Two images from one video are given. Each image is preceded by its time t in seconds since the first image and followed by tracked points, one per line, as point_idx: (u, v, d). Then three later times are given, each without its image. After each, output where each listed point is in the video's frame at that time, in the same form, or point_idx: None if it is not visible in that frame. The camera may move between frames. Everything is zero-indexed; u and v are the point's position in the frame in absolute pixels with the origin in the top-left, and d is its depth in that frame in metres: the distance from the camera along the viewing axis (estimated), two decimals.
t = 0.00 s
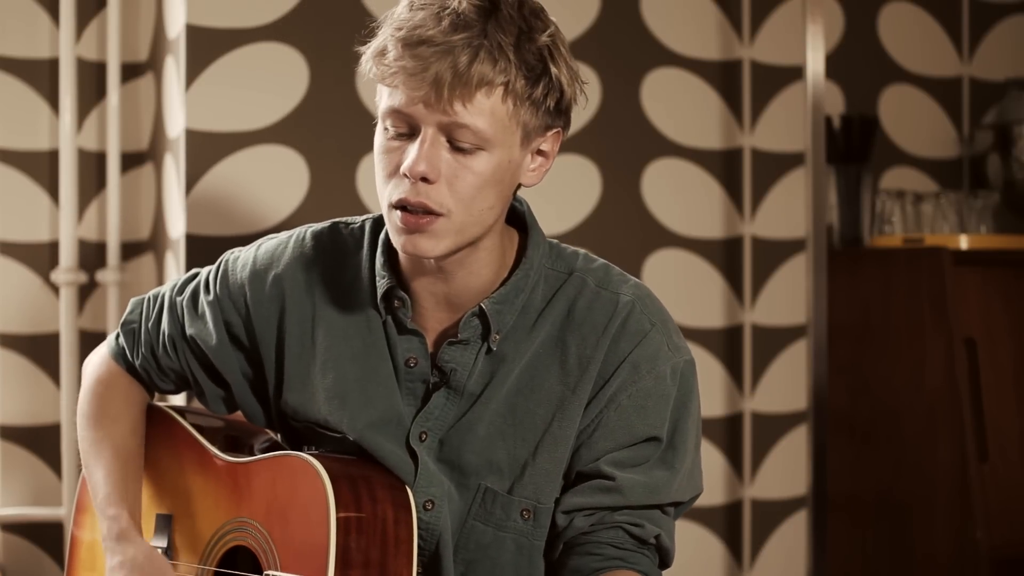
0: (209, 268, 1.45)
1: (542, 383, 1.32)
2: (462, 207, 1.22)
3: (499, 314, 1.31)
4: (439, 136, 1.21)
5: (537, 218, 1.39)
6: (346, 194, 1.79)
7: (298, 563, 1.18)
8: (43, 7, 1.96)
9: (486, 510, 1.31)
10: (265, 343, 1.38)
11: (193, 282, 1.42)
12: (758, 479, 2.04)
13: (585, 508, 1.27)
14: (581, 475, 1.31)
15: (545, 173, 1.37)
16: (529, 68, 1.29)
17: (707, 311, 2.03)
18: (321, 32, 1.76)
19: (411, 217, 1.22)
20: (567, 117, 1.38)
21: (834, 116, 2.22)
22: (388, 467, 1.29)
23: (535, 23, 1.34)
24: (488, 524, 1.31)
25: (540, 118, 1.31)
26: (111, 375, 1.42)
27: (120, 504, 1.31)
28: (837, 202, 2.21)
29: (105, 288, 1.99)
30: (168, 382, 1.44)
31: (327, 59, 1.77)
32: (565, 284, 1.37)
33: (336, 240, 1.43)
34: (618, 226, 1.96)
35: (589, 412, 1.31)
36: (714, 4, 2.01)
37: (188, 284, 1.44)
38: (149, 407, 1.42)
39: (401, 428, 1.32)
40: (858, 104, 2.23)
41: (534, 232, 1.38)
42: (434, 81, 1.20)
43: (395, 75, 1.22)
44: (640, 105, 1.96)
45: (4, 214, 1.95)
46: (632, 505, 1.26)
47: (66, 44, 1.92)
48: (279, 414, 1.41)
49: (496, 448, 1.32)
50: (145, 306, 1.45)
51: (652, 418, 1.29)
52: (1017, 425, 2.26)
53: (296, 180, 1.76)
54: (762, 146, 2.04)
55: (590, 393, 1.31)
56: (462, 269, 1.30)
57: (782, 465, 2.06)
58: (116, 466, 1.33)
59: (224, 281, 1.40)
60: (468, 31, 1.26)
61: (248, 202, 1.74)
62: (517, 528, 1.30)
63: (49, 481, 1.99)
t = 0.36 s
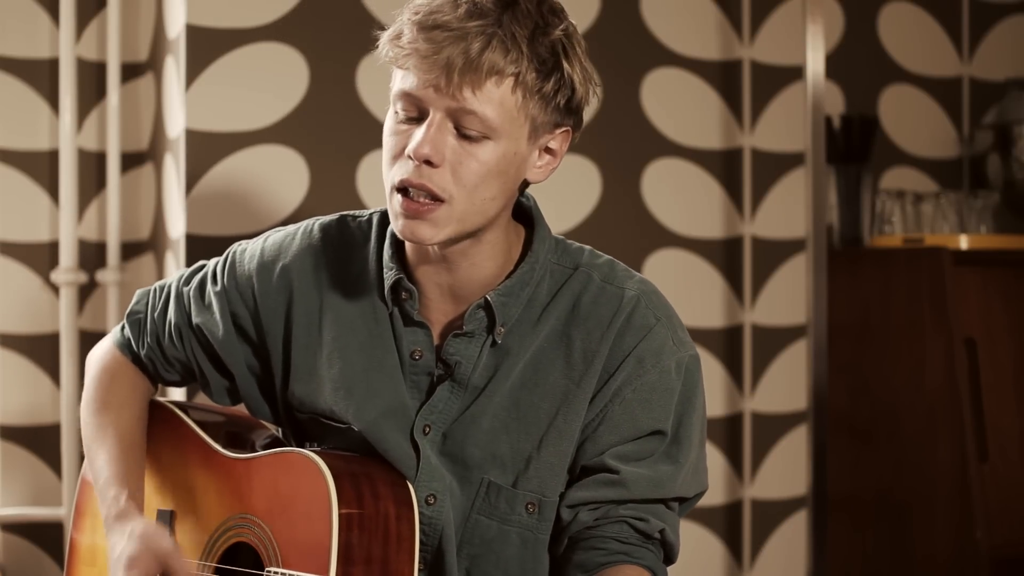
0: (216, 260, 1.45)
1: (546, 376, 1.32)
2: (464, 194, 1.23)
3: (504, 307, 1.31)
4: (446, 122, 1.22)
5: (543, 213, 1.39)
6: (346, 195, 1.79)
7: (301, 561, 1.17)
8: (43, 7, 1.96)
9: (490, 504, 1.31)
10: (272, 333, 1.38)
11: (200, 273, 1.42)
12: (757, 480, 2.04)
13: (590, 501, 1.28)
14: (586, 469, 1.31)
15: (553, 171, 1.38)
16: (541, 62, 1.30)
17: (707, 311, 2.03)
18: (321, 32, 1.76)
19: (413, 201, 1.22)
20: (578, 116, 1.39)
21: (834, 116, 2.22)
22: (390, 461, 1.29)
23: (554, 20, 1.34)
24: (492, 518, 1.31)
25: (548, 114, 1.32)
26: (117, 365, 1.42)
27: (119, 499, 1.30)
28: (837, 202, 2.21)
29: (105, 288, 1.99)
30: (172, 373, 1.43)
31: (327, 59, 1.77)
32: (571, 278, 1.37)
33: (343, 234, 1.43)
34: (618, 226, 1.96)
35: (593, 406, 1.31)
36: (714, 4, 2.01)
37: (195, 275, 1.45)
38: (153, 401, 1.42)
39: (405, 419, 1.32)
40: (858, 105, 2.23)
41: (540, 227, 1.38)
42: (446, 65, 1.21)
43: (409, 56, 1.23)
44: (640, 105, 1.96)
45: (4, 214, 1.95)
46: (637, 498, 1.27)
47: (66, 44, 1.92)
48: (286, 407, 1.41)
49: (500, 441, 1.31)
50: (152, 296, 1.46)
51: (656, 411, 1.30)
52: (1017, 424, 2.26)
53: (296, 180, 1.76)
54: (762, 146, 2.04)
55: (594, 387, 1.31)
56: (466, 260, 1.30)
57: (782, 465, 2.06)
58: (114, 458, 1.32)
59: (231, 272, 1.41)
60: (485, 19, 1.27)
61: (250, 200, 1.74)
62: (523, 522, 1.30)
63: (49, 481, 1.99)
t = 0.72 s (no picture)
0: (219, 265, 1.45)
1: (548, 379, 1.33)
2: (474, 206, 1.23)
3: (506, 311, 1.32)
4: (458, 134, 1.22)
5: (544, 218, 1.40)
6: (346, 194, 1.79)
7: (304, 559, 1.17)
8: (43, 7, 1.96)
9: (492, 506, 1.31)
10: (274, 339, 1.38)
11: (203, 279, 1.42)
12: (757, 480, 2.04)
13: (591, 503, 1.27)
14: (586, 471, 1.31)
15: (559, 179, 1.38)
16: (552, 74, 1.30)
17: (707, 311, 2.03)
18: (321, 32, 1.76)
19: (423, 212, 1.23)
20: (585, 124, 1.40)
21: (834, 116, 2.22)
22: (394, 462, 1.29)
23: (563, 32, 1.34)
24: (493, 520, 1.31)
25: (557, 124, 1.32)
26: (121, 370, 1.41)
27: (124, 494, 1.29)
28: (837, 202, 2.22)
29: (104, 288, 1.99)
30: (176, 377, 1.44)
31: (327, 59, 1.76)
32: (572, 283, 1.37)
33: (345, 239, 1.43)
34: (618, 226, 1.96)
35: (594, 408, 1.31)
36: (714, 4, 2.01)
37: (199, 281, 1.44)
38: (157, 403, 1.41)
39: (408, 423, 1.32)
40: (858, 104, 2.23)
41: (541, 231, 1.38)
42: (459, 80, 1.20)
43: (421, 69, 1.22)
44: (641, 105, 1.96)
45: (4, 214, 1.95)
46: (637, 500, 1.27)
47: (66, 44, 1.92)
48: (288, 411, 1.41)
49: (502, 444, 1.32)
50: (155, 302, 1.45)
51: (656, 414, 1.30)
52: (1017, 425, 2.26)
53: (296, 180, 1.76)
54: (762, 146, 2.04)
55: (596, 389, 1.32)
56: (472, 267, 1.30)
57: (782, 465, 2.06)
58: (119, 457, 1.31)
59: (234, 278, 1.41)
60: (497, 33, 1.27)
61: (251, 198, 1.74)
62: (524, 523, 1.30)
63: (49, 481, 1.99)
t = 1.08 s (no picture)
0: (224, 270, 1.46)
1: (552, 388, 1.33)
2: (488, 229, 1.22)
3: (510, 320, 1.31)
4: (473, 159, 1.19)
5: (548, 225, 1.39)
6: (346, 194, 1.79)
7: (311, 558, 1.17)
8: (43, 7, 1.96)
9: (494, 512, 1.31)
10: (274, 348, 1.38)
11: (208, 282, 1.42)
12: (757, 479, 2.04)
13: (593, 510, 1.27)
14: (589, 479, 1.31)
15: (568, 197, 1.36)
16: (569, 98, 1.28)
17: (707, 311, 2.03)
18: (321, 32, 1.76)
19: (436, 234, 1.21)
20: (596, 144, 1.38)
21: (833, 116, 2.22)
22: (399, 467, 1.28)
23: (577, 51, 1.32)
24: (495, 526, 1.30)
25: (571, 147, 1.30)
26: (128, 362, 1.42)
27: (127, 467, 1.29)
28: (838, 202, 2.22)
29: (105, 288, 1.99)
30: (178, 377, 1.44)
31: (327, 59, 1.77)
32: (577, 291, 1.37)
33: (348, 247, 1.43)
34: (619, 226, 1.96)
35: (598, 417, 1.31)
36: (714, 4, 2.01)
37: (204, 283, 1.45)
38: (161, 401, 1.41)
39: (410, 433, 1.32)
40: (857, 104, 2.23)
41: (546, 239, 1.38)
42: (478, 106, 1.18)
43: (436, 94, 1.19)
44: (641, 105, 1.96)
45: (5, 214, 1.95)
46: (641, 508, 1.26)
47: (66, 44, 1.92)
48: (288, 417, 1.40)
49: (506, 451, 1.31)
50: (163, 301, 1.46)
51: (661, 424, 1.29)
52: (1017, 426, 2.26)
53: (296, 180, 1.76)
54: (762, 146, 2.04)
55: (600, 398, 1.32)
56: (478, 281, 1.29)
57: (782, 464, 2.06)
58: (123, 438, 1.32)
59: (236, 283, 1.41)
60: (514, 56, 1.23)
61: (250, 199, 1.74)
62: (525, 531, 1.30)
63: (49, 481, 1.99)
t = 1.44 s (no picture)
0: (221, 268, 1.43)
1: (552, 391, 1.33)
2: (488, 267, 1.15)
3: (509, 323, 1.30)
4: (493, 200, 1.11)
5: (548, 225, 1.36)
6: (346, 194, 1.79)
7: (310, 560, 1.17)
8: (43, 7, 1.96)
9: (493, 516, 1.31)
10: (276, 350, 1.36)
11: (206, 282, 1.39)
12: (758, 479, 2.04)
13: (593, 514, 1.27)
14: (589, 482, 1.31)
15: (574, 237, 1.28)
16: (601, 156, 1.19)
17: (707, 311, 2.03)
18: (321, 31, 1.76)
19: (438, 262, 1.14)
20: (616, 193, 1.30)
21: (833, 115, 2.22)
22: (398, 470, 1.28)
23: (623, 109, 1.22)
24: (494, 529, 1.31)
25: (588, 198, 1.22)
26: (122, 368, 1.39)
27: (124, 491, 1.29)
28: (838, 203, 2.23)
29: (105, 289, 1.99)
30: (176, 379, 1.41)
31: (327, 59, 1.77)
32: (576, 292, 1.36)
33: (347, 246, 1.40)
34: (619, 226, 1.96)
35: (598, 421, 1.31)
36: (714, 4, 2.01)
37: (201, 283, 1.42)
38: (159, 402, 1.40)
39: (409, 435, 1.32)
40: (857, 104, 2.23)
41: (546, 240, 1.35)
42: (511, 155, 1.09)
43: (472, 128, 1.09)
44: (641, 105, 1.96)
45: (5, 214, 1.95)
46: (642, 511, 1.27)
47: (66, 44, 1.92)
48: (287, 418, 1.40)
49: (506, 455, 1.32)
50: (158, 302, 1.43)
51: (661, 428, 1.29)
52: (1017, 424, 2.26)
53: (296, 180, 1.76)
54: (762, 146, 2.04)
55: (600, 401, 1.32)
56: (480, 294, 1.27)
57: (782, 464, 2.06)
58: (117, 458, 1.31)
59: (235, 283, 1.38)
60: (558, 107, 1.14)
61: (249, 200, 1.74)
62: (524, 534, 1.31)
63: (49, 481, 1.99)
